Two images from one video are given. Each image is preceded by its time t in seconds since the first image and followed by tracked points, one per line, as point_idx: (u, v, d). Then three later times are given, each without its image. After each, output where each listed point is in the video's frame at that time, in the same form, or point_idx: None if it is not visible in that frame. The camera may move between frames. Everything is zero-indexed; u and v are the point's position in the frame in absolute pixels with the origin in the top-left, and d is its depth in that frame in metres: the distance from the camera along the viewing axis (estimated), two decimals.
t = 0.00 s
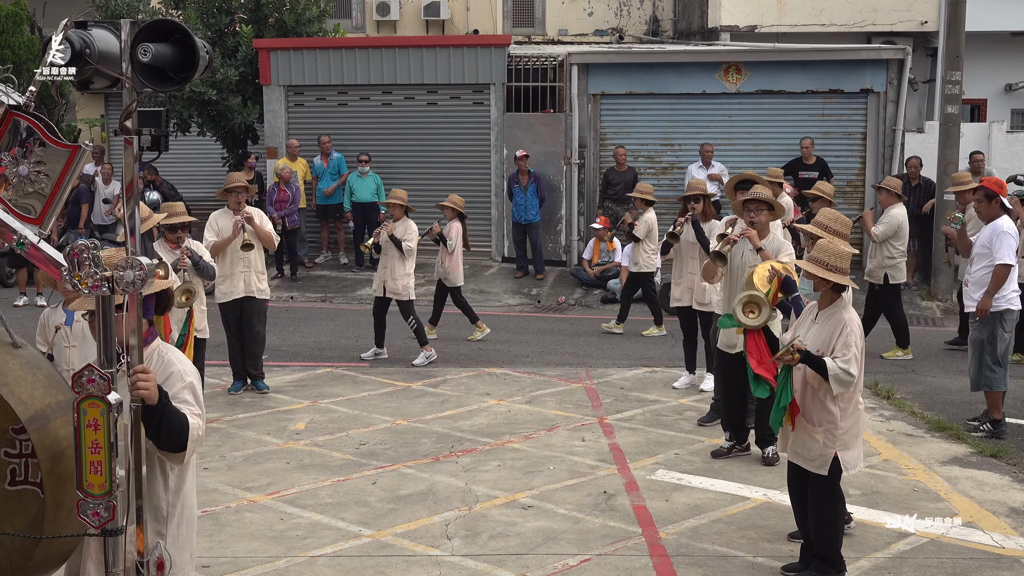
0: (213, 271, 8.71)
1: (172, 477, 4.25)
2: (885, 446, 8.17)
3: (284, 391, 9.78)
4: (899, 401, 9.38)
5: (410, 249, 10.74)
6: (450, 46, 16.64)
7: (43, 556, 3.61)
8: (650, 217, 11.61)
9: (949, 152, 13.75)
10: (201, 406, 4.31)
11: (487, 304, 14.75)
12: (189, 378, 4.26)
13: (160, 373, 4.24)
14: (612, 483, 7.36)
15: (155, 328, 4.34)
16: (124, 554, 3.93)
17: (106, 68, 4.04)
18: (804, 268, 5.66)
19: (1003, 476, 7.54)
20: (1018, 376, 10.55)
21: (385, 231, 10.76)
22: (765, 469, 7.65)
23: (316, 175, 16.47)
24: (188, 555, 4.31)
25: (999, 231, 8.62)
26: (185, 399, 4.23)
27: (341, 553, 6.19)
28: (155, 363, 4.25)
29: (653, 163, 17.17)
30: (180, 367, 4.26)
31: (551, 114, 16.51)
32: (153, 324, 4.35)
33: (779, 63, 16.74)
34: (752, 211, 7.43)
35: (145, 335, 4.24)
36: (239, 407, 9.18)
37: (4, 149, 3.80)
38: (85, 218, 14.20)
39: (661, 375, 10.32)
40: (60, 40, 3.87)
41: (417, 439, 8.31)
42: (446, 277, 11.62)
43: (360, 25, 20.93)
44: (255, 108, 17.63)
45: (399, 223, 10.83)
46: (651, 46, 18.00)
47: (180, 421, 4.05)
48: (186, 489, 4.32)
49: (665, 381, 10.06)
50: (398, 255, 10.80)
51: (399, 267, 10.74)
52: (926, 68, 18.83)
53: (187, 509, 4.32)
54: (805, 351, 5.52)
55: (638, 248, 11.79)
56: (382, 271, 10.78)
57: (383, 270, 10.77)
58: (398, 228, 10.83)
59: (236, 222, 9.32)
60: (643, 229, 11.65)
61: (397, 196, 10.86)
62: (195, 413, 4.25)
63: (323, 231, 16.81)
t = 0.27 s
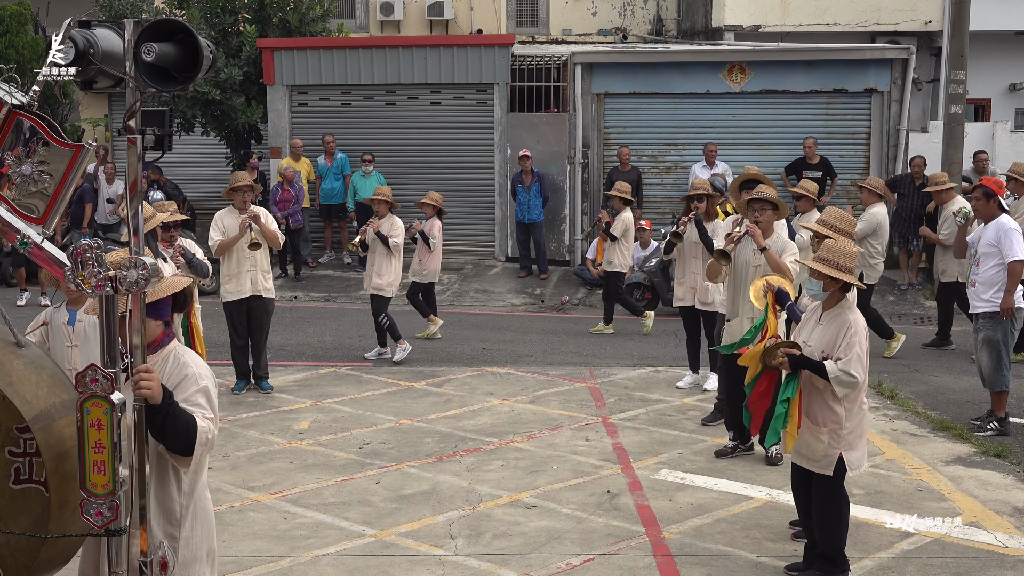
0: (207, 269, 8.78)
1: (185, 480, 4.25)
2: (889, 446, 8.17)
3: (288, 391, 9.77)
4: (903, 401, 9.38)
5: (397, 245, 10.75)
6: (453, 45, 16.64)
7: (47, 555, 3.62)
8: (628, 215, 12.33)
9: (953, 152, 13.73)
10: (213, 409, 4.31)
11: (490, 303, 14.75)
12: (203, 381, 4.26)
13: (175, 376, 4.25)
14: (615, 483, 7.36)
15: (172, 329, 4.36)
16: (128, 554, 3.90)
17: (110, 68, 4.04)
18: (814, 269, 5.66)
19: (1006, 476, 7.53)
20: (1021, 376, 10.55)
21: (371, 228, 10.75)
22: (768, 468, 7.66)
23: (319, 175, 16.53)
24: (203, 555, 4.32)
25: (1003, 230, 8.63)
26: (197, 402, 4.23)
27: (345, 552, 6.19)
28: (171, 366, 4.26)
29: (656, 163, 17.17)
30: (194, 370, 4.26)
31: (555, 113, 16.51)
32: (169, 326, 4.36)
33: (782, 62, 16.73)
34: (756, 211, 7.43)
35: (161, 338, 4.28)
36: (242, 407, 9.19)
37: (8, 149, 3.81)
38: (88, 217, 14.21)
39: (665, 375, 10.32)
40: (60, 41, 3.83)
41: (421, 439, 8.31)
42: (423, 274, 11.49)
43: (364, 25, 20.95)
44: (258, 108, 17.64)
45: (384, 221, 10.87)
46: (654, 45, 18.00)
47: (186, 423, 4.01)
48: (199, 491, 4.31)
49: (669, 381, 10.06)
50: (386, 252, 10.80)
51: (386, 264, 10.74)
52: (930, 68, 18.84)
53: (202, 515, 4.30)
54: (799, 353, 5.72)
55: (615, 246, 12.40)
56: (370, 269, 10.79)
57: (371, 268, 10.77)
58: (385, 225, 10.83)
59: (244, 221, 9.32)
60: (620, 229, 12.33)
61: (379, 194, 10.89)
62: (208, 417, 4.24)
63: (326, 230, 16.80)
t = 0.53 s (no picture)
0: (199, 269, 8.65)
1: (193, 485, 4.24)
2: (890, 447, 8.17)
3: (288, 393, 9.77)
4: (904, 402, 9.38)
5: (385, 247, 10.77)
6: (453, 47, 16.63)
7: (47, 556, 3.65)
8: (606, 217, 12.32)
9: (953, 153, 13.71)
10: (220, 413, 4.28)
11: (491, 305, 14.75)
12: (209, 386, 4.25)
13: (181, 380, 4.24)
14: (616, 484, 7.36)
15: (177, 334, 4.36)
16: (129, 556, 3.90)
17: (110, 70, 4.05)
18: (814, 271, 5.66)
19: (1007, 477, 7.53)
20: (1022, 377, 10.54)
21: (359, 229, 10.74)
22: (769, 470, 7.65)
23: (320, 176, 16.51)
24: (214, 560, 4.30)
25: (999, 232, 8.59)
26: (203, 406, 4.21)
27: (345, 554, 6.19)
28: (176, 370, 4.26)
29: (657, 164, 17.18)
30: (200, 374, 4.26)
31: (556, 115, 16.52)
32: (175, 331, 4.36)
33: (783, 64, 16.73)
34: (756, 211, 7.43)
35: (166, 344, 4.26)
36: (243, 409, 9.19)
37: (8, 152, 3.81)
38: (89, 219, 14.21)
39: (666, 376, 10.31)
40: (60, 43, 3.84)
41: (422, 441, 8.31)
42: (401, 278, 11.42)
43: (364, 27, 20.97)
44: (258, 109, 17.65)
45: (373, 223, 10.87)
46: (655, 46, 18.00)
47: (188, 425, 3.99)
48: (208, 497, 4.30)
49: (670, 382, 10.05)
50: (374, 254, 10.80)
51: (375, 267, 10.76)
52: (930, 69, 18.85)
53: (211, 518, 4.29)
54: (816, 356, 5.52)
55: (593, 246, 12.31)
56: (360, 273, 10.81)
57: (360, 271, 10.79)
58: (373, 227, 10.82)
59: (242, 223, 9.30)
60: (599, 229, 12.25)
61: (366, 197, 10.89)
62: (214, 420, 4.21)
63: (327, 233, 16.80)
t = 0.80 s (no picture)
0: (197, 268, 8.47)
1: (195, 484, 4.23)
2: (890, 446, 8.18)
3: (288, 392, 9.76)
4: (903, 401, 9.38)
5: (374, 249, 10.77)
6: (452, 45, 16.63)
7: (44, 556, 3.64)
8: (582, 217, 12.36)
9: (953, 151, 13.74)
10: (221, 412, 4.27)
11: (490, 304, 14.74)
12: (208, 383, 4.24)
13: (180, 378, 4.23)
14: (616, 483, 7.36)
15: (178, 334, 4.36)
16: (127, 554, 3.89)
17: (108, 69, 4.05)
18: (808, 270, 5.66)
19: (1007, 476, 7.53)
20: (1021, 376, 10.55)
21: (350, 230, 10.75)
22: (769, 469, 7.65)
23: (319, 175, 16.52)
24: (215, 560, 4.30)
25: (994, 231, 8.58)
26: (203, 404, 4.19)
27: (345, 554, 6.18)
28: (176, 369, 4.25)
29: (656, 163, 17.19)
30: (199, 372, 4.25)
31: (555, 114, 16.52)
32: (176, 330, 4.36)
33: (782, 63, 16.74)
34: (756, 210, 7.44)
35: (165, 344, 4.26)
36: (242, 408, 9.18)
37: (7, 150, 3.80)
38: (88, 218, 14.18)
39: (665, 376, 10.31)
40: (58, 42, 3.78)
41: (421, 440, 8.31)
42: (383, 276, 11.41)
43: (364, 26, 20.96)
44: (258, 108, 17.63)
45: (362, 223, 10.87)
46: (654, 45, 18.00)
47: (187, 424, 3.98)
48: (210, 496, 4.30)
49: (669, 381, 10.05)
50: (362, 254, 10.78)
51: (363, 267, 10.72)
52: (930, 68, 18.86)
53: (212, 516, 4.28)
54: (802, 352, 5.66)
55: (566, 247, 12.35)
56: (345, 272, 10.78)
57: (347, 270, 10.74)
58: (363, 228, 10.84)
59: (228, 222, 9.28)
60: (574, 230, 12.29)
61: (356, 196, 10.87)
62: (214, 419, 4.20)
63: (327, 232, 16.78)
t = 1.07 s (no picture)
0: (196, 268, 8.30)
1: (195, 484, 4.23)
2: (889, 445, 8.18)
3: (287, 392, 9.76)
4: (902, 400, 9.38)
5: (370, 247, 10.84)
6: (451, 45, 16.64)
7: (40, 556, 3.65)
8: (559, 216, 12.50)
9: (952, 150, 13.74)
10: (220, 414, 4.27)
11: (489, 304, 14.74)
12: (207, 386, 4.23)
13: (179, 379, 4.22)
14: (615, 483, 7.36)
15: (178, 333, 4.36)
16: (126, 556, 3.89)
17: (108, 68, 4.04)
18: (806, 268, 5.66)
19: (1006, 475, 7.53)
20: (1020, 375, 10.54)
21: (346, 230, 10.81)
22: (768, 469, 7.65)
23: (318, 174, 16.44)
24: (215, 560, 4.29)
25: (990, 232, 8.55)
26: (202, 406, 4.19)
27: (344, 553, 6.18)
28: (176, 369, 4.24)
29: (655, 162, 17.19)
30: (198, 373, 4.24)
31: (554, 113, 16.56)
32: (177, 330, 4.36)
33: (781, 62, 16.74)
34: (756, 208, 7.44)
35: (167, 343, 4.27)
36: (241, 408, 9.18)
37: (6, 150, 3.80)
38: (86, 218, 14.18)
39: (664, 375, 10.30)
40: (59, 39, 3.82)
41: (420, 439, 8.31)
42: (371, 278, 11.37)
43: (362, 26, 20.95)
44: (257, 108, 17.62)
45: (354, 222, 10.93)
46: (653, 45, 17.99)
47: (186, 425, 3.98)
48: (210, 497, 4.29)
49: (668, 381, 10.05)
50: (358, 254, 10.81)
51: (359, 265, 10.76)
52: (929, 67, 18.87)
53: (212, 516, 4.28)
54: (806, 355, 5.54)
55: (544, 245, 12.50)
56: (336, 272, 10.78)
57: (342, 270, 10.77)
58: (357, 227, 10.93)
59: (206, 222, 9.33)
60: (550, 229, 12.45)
61: (347, 195, 10.89)
62: (213, 421, 4.20)
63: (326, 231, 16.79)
